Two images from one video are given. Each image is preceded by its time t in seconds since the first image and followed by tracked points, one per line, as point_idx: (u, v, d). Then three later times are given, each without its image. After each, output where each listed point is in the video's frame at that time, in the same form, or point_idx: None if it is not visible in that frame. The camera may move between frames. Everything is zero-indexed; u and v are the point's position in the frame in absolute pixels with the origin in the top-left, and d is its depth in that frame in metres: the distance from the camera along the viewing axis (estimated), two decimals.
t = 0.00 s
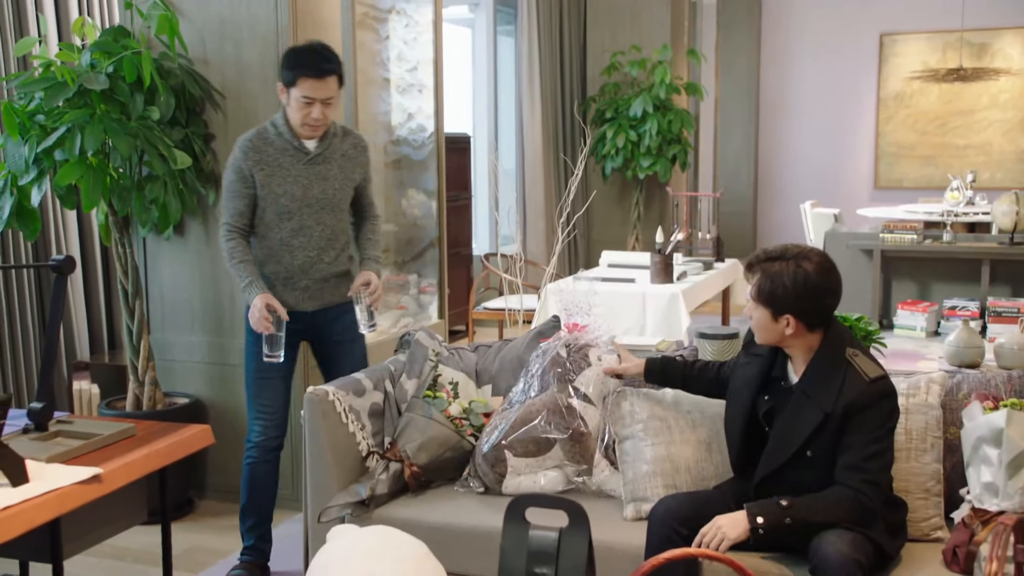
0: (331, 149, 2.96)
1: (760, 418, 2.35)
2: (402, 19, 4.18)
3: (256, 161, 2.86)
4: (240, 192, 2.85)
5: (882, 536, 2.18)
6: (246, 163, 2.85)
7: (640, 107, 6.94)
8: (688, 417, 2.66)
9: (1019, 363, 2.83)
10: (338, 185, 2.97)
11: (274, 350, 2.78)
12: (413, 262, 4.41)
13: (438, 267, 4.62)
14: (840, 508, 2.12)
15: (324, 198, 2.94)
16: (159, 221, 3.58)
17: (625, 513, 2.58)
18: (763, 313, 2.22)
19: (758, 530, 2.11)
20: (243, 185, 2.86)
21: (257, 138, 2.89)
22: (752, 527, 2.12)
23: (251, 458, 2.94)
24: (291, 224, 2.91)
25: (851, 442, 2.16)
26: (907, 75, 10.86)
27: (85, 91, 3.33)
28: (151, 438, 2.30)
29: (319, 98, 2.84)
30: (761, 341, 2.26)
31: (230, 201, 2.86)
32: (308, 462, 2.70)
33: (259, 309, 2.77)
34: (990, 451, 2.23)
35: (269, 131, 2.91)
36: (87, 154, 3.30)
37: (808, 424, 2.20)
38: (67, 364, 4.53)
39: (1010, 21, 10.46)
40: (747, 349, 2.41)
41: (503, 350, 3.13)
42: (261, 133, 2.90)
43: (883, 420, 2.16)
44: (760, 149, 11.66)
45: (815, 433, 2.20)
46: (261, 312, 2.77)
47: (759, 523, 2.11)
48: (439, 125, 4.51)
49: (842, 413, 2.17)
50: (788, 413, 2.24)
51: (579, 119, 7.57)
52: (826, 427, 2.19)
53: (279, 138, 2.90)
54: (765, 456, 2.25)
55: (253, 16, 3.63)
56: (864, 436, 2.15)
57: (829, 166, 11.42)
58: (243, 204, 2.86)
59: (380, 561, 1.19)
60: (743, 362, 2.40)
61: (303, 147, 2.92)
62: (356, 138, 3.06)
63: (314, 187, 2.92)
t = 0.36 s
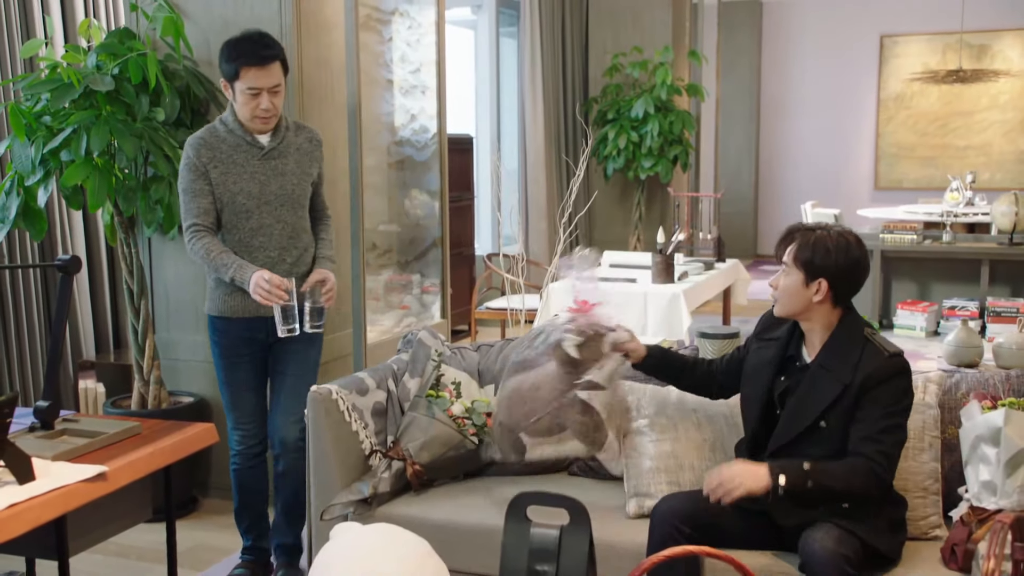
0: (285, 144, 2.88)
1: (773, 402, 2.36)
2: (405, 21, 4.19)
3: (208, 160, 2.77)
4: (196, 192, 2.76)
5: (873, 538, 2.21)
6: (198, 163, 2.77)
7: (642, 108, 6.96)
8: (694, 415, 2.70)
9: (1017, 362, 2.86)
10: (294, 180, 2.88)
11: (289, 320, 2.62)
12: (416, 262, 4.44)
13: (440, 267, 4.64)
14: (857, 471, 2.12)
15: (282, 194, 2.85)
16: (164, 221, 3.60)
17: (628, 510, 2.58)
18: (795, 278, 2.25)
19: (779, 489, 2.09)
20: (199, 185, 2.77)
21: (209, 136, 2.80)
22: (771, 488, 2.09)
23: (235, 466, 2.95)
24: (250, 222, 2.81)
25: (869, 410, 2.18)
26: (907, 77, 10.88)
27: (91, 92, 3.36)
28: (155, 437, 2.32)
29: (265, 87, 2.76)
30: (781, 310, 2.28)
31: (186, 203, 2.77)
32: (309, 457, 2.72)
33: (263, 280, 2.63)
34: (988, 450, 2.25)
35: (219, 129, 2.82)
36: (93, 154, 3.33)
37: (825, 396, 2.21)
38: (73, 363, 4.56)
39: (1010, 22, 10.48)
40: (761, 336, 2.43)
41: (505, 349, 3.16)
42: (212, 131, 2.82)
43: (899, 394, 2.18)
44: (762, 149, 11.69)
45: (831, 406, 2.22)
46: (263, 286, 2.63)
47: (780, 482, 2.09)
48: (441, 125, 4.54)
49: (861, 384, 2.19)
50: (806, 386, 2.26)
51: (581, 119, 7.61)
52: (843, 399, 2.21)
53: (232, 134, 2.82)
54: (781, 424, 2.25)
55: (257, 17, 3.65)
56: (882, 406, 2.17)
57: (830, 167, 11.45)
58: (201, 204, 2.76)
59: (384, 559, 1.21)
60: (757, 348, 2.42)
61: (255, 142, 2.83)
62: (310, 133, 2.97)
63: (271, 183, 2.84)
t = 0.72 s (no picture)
0: (288, 158, 2.72)
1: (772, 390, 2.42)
2: (406, 25, 4.21)
3: (202, 166, 2.66)
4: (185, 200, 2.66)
5: (860, 538, 2.20)
6: (191, 168, 2.66)
7: (641, 112, 6.98)
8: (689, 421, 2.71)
9: (1014, 365, 2.87)
10: (292, 198, 2.72)
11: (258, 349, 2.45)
12: (416, 265, 4.45)
13: (440, 270, 4.66)
14: (868, 404, 2.16)
15: (274, 211, 2.69)
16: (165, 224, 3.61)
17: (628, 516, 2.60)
18: (806, 263, 2.30)
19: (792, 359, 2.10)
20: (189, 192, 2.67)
21: (208, 143, 2.70)
22: (785, 356, 2.11)
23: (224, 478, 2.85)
24: (234, 237, 2.67)
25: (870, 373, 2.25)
26: (906, 80, 10.91)
27: (93, 96, 3.37)
28: (156, 439, 2.33)
29: (283, 93, 2.64)
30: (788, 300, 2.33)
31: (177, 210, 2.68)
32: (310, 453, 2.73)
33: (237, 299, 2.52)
34: (986, 452, 2.26)
35: (221, 137, 2.71)
36: (94, 158, 3.34)
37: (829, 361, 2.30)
38: (74, 366, 4.57)
39: (1007, 26, 10.51)
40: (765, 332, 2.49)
41: (505, 352, 3.13)
42: (214, 139, 2.71)
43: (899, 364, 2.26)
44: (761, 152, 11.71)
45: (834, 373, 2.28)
46: (238, 307, 2.50)
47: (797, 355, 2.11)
48: (442, 129, 4.55)
49: (863, 350, 2.28)
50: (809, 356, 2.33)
51: (580, 123, 7.63)
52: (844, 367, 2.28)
53: (231, 143, 2.69)
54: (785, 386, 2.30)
55: (258, 21, 3.67)
56: (884, 371, 2.25)
57: (829, 170, 11.47)
58: (189, 212, 2.66)
59: (384, 561, 1.23)
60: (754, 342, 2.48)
61: (255, 153, 2.69)
62: (322, 151, 2.81)
63: (263, 198, 2.68)
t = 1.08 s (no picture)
0: (322, 160, 2.51)
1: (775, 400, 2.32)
2: (405, 32, 4.22)
3: (233, 161, 2.38)
4: (207, 196, 2.35)
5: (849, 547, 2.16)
6: (220, 162, 2.37)
7: (640, 118, 6.99)
8: (686, 428, 2.71)
9: (1014, 371, 2.88)
10: (324, 204, 2.51)
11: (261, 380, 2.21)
12: (415, 271, 4.45)
13: (440, 277, 4.64)
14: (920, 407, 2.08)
15: (306, 216, 2.47)
16: (165, 230, 3.62)
17: (628, 523, 2.58)
18: (818, 277, 2.27)
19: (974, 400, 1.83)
20: (210, 187, 2.36)
21: (237, 136, 2.42)
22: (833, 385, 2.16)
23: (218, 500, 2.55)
24: (261, 241, 2.42)
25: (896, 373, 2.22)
26: (904, 87, 10.93)
27: (92, 102, 3.37)
28: (155, 446, 2.33)
29: (337, 100, 2.38)
30: (807, 316, 2.28)
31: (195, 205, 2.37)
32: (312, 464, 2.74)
33: (243, 322, 2.24)
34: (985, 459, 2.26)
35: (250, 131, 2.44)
36: (94, 164, 3.34)
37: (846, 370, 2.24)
38: (74, 372, 4.58)
39: (1005, 33, 10.54)
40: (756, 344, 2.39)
41: (504, 359, 3.13)
42: (241, 131, 2.44)
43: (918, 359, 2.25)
44: (759, 159, 11.72)
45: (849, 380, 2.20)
46: (249, 332, 2.22)
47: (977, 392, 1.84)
48: (441, 136, 4.54)
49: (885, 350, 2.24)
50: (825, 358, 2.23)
51: (579, 130, 7.64)
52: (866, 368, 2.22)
53: (263, 139, 2.44)
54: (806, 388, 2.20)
55: (258, 29, 3.68)
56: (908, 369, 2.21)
57: (828, 176, 11.49)
58: (210, 209, 2.35)
59: (385, 569, 1.22)
60: (750, 358, 2.39)
61: (289, 152, 2.45)
62: (349, 152, 2.61)
63: (296, 201, 2.45)
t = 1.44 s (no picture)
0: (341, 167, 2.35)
1: (761, 418, 2.34)
2: (399, 36, 4.21)
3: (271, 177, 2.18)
4: (253, 216, 2.15)
5: (851, 553, 2.16)
6: (258, 180, 2.16)
7: (633, 123, 7.01)
8: (680, 432, 2.71)
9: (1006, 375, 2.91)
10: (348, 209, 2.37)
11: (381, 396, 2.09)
12: (409, 275, 4.45)
13: (434, 281, 4.63)
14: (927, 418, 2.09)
15: (337, 226, 2.31)
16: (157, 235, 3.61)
17: (621, 527, 2.59)
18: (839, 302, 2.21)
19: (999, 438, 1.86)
20: (253, 206, 2.15)
21: (265, 149, 2.20)
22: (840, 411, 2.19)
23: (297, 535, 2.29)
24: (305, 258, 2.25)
25: (896, 389, 2.18)
26: (896, 92, 10.97)
27: (85, 107, 3.36)
28: (148, 452, 2.32)
29: (360, 107, 2.23)
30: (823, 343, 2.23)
31: (240, 226, 2.14)
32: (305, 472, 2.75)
33: (353, 341, 2.06)
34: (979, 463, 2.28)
35: (272, 141, 2.23)
36: (86, 169, 3.33)
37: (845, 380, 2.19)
38: (66, 378, 4.56)
39: (996, 38, 10.59)
40: (739, 359, 2.39)
41: (497, 363, 3.13)
42: (265, 141, 2.23)
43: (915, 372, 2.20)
44: (753, 163, 11.74)
45: (851, 394, 2.18)
46: (366, 357, 2.03)
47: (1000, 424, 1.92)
48: (435, 141, 4.52)
49: (882, 368, 2.19)
50: (818, 378, 2.21)
51: (573, 134, 7.66)
52: (864, 385, 2.19)
53: (291, 149, 2.24)
54: (802, 412, 2.20)
55: (252, 33, 3.68)
56: (908, 386, 2.17)
57: (821, 181, 11.51)
58: (258, 229, 2.14)
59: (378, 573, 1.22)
60: (735, 372, 2.38)
61: (316, 160, 2.28)
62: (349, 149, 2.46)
63: (328, 212, 2.29)
